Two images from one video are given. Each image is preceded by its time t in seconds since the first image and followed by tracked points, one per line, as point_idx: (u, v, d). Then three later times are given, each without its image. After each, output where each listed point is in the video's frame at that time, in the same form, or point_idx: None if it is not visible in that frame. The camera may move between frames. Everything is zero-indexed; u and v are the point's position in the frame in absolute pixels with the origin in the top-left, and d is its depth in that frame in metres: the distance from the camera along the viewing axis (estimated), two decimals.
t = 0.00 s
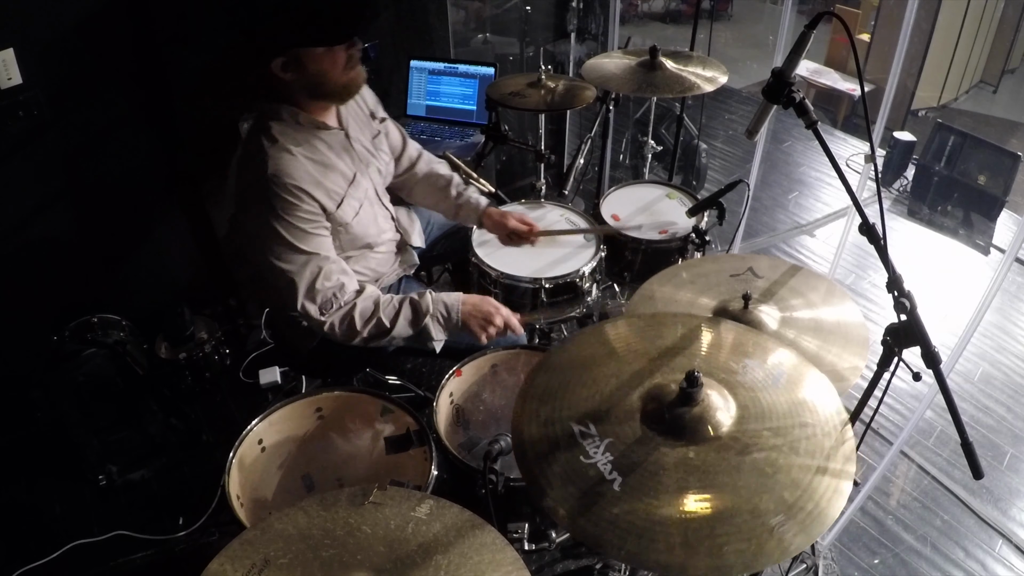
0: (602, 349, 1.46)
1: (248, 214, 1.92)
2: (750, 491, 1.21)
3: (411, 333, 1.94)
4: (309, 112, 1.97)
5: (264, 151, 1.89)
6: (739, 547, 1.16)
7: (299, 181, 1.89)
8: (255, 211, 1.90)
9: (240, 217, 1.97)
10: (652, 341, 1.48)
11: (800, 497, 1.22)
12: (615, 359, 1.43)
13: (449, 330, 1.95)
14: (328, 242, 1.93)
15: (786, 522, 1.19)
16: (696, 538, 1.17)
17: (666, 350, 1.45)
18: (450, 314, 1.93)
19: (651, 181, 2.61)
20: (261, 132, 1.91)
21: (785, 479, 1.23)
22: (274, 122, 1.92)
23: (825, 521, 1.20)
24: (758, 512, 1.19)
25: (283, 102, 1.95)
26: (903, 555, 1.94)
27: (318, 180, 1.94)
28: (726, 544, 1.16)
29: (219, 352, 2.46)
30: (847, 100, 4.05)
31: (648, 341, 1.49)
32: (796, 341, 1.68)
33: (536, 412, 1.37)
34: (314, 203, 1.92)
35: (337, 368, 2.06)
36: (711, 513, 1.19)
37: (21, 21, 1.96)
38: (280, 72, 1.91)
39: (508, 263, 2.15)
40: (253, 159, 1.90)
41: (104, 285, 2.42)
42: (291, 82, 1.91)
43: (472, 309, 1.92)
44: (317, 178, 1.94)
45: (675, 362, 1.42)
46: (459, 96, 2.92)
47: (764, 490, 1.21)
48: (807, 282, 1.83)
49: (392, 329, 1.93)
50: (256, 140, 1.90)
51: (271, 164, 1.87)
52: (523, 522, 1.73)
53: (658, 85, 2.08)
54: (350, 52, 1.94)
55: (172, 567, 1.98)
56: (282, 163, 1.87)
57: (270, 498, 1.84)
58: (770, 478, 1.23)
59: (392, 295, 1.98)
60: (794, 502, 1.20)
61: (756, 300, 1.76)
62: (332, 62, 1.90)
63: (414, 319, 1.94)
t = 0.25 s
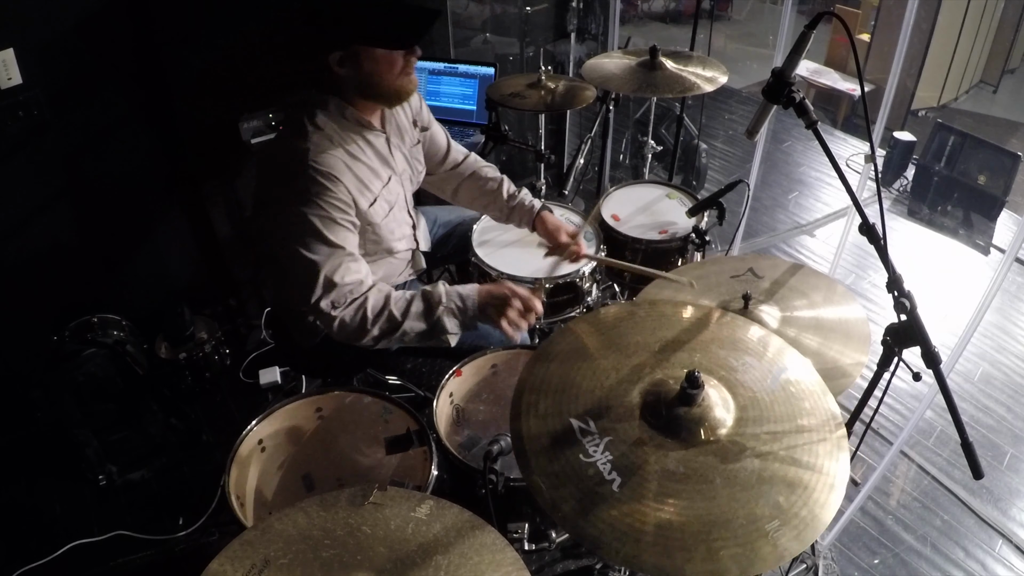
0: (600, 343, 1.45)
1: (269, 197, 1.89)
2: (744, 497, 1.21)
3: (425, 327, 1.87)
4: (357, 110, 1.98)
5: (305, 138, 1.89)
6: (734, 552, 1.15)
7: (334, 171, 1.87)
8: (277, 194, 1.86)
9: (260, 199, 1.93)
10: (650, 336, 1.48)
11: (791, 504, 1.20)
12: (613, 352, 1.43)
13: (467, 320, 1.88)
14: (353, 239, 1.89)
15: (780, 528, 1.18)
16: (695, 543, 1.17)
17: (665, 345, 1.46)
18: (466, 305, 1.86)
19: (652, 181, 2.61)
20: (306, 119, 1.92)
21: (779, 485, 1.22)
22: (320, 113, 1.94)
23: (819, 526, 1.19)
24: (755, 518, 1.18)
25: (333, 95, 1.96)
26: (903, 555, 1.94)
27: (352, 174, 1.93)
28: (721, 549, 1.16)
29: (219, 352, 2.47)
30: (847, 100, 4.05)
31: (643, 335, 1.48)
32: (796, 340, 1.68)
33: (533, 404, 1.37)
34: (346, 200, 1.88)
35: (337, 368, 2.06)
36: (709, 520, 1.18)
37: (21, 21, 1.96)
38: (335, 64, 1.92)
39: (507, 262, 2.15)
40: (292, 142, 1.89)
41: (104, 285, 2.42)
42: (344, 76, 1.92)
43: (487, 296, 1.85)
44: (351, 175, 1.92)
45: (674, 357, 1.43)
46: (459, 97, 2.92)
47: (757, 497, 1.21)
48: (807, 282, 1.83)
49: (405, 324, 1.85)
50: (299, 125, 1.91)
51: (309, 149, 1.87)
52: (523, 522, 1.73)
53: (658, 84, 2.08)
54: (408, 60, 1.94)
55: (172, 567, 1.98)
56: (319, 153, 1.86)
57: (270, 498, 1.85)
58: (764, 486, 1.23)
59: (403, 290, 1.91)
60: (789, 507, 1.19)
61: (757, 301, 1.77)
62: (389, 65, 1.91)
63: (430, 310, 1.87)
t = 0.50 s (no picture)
0: (605, 368, 1.47)
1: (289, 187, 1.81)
2: (761, 475, 1.24)
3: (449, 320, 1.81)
4: (387, 112, 1.91)
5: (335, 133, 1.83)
6: (749, 532, 1.19)
7: (363, 169, 1.81)
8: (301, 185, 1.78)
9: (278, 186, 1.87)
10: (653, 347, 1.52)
11: (813, 479, 1.24)
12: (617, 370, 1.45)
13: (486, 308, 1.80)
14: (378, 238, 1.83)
15: (797, 504, 1.22)
16: (705, 529, 1.19)
17: (667, 360, 1.48)
18: (484, 288, 1.79)
19: (652, 181, 2.61)
20: (337, 113, 1.86)
21: (796, 462, 1.26)
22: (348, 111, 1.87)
23: (839, 500, 1.23)
24: (769, 495, 1.22)
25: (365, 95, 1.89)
26: (903, 555, 1.94)
27: (380, 173, 1.87)
28: (732, 532, 1.19)
29: (219, 352, 2.47)
30: (846, 100, 4.05)
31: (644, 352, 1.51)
32: (796, 340, 1.68)
33: (541, 427, 1.40)
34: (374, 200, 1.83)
35: (336, 369, 2.06)
36: (722, 506, 1.21)
37: (21, 21, 1.96)
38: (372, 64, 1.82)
39: (508, 262, 2.15)
40: (320, 136, 1.83)
41: (104, 285, 2.42)
42: (381, 76, 1.83)
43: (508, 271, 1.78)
44: (380, 175, 1.88)
45: (676, 368, 1.46)
46: (459, 97, 2.92)
47: (774, 474, 1.24)
48: (807, 282, 1.83)
49: (426, 312, 1.80)
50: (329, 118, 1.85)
51: (339, 144, 1.81)
52: (523, 522, 1.74)
53: (658, 85, 2.08)
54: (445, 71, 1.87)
55: (172, 567, 1.98)
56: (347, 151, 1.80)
57: (270, 498, 1.85)
58: (783, 460, 1.26)
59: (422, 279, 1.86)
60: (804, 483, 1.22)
61: (757, 300, 1.77)
62: (427, 74, 1.83)
63: (446, 297, 1.81)
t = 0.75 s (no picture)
0: (604, 370, 1.47)
1: (294, 181, 1.81)
2: (761, 476, 1.25)
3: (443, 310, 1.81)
4: (391, 109, 1.90)
5: (337, 127, 1.81)
6: (751, 531, 1.20)
7: (364, 164, 1.80)
8: (303, 179, 1.79)
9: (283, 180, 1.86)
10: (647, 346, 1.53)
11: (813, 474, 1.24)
12: (615, 372, 1.45)
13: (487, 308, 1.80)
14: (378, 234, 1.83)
15: (798, 503, 1.23)
16: (706, 526, 1.20)
17: (668, 358, 1.49)
18: (485, 289, 1.78)
19: (652, 181, 2.60)
20: (340, 106, 1.85)
21: (797, 460, 1.27)
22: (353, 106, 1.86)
23: (841, 499, 1.23)
24: (770, 495, 1.23)
25: (370, 90, 1.88)
26: (903, 555, 1.94)
27: (382, 168, 1.87)
28: (738, 531, 1.19)
29: (219, 353, 2.47)
30: (847, 100, 4.05)
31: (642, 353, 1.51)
32: (797, 341, 1.68)
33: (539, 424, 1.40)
34: (375, 197, 1.82)
35: (337, 369, 2.06)
36: (721, 504, 1.22)
37: (20, 20, 1.95)
38: (383, 57, 1.81)
39: (508, 262, 2.15)
40: (323, 130, 1.82)
41: (103, 285, 2.42)
42: (391, 70, 1.82)
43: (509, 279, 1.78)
44: (380, 170, 1.86)
45: (676, 366, 1.46)
46: (459, 97, 2.92)
47: (775, 474, 1.25)
48: (807, 282, 1.83)
49: (424, 305, 1.80)
50: (332, 112, 1.84)
51: (342, 138, 1.79)
52: (523, 522, 1.74)
53: (658, 85, 2.08)
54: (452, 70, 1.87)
55: (171, 568, 1.98)
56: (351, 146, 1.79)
57: (270, 498, 1.83)
58: (783, 460, 1.27)
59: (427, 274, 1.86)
60: (805, 482, 1.23)
61: (757, 301, 1.77)
62: (436, 72, 1.83)
63: (446, 297, 1.81)
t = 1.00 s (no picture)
0: (599, 355, 1.47)
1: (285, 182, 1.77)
2: (752, 492, 1.23)
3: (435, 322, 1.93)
4: (366, 90, 1.86)
5: (316, 118, 1.77)
6: (751, 534, 1.19)
7: (349, 150, 1.77)
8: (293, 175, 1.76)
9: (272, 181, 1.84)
10: (648, 343, 1.51)
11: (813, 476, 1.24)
12: (612, 359, 1.46)
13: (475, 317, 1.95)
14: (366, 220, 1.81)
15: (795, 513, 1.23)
16: (706, 528, 1.20)
17: (664, 352, 1.48)
18: (473, 305, 1.93)
19: (651, 181, 2.60)
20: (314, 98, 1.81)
21: (785, 476, 1.25)
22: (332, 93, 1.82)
23: (827, 520, 1.22)
24: (761, 513, 1.21)
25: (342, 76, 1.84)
26: (904, 556, 1.93)
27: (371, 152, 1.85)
28: (732, 542, 1.18)
29: (218, 354, 2.46)
30: (847, 100, 4.04)
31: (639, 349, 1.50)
32: (798, 341, 1.68)
33: (536, 416, 1.39)
34: (363, 182, 1.80)
35: (334, 372, 2.05)
36: (721, 507, 1.22)
37: (19, 20, 1.95)
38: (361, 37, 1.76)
39: (507, 263, 2.14)
40: (305, 123, 1.78)
41: (102, 285, 2.41)
42: (367, 47, 1.78)
43: (495, 292, 1.92)
44: (366, 154, 1.83)
45: (671, 364, 1.45)
46: (459, 97, 2.91)
47: (766, 491, 1.23)
48: (807, 283, 1.83)
49: (421, 317, 1.91)
50: (308, 106, 1.79)
51: (323, 128, 1.75)
52: (522, 524, 1.73)
53: (658, 85, 2.07)
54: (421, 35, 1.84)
55: (170, 569, 1.97)
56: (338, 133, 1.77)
57: (269, 500, 1.83)
58: (777, 470, 1.26)
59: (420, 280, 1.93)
60: (796, 503, 1.22)
61: (758, 301, 1.76)
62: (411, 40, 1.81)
63: (439, 309, 1.93)
